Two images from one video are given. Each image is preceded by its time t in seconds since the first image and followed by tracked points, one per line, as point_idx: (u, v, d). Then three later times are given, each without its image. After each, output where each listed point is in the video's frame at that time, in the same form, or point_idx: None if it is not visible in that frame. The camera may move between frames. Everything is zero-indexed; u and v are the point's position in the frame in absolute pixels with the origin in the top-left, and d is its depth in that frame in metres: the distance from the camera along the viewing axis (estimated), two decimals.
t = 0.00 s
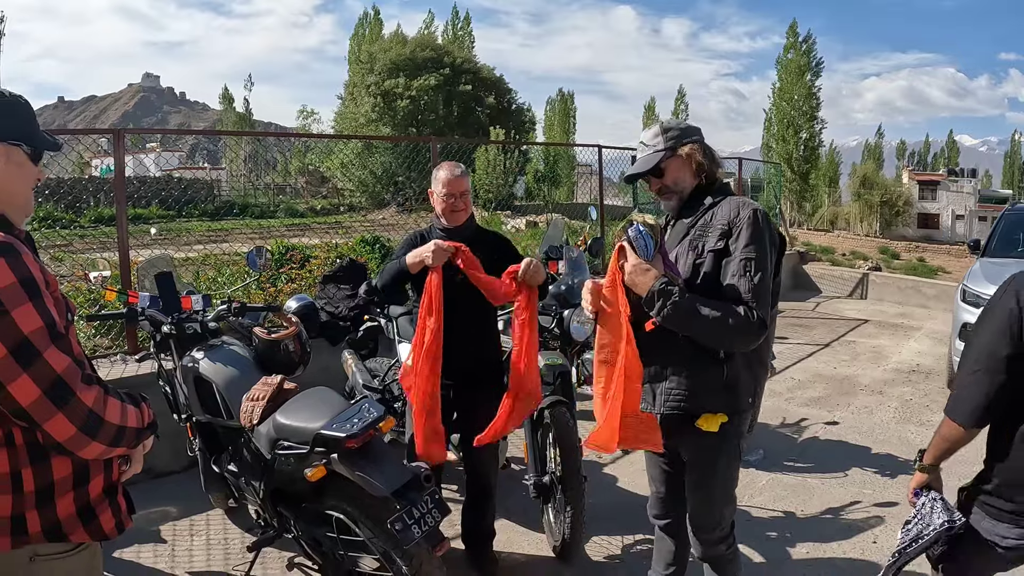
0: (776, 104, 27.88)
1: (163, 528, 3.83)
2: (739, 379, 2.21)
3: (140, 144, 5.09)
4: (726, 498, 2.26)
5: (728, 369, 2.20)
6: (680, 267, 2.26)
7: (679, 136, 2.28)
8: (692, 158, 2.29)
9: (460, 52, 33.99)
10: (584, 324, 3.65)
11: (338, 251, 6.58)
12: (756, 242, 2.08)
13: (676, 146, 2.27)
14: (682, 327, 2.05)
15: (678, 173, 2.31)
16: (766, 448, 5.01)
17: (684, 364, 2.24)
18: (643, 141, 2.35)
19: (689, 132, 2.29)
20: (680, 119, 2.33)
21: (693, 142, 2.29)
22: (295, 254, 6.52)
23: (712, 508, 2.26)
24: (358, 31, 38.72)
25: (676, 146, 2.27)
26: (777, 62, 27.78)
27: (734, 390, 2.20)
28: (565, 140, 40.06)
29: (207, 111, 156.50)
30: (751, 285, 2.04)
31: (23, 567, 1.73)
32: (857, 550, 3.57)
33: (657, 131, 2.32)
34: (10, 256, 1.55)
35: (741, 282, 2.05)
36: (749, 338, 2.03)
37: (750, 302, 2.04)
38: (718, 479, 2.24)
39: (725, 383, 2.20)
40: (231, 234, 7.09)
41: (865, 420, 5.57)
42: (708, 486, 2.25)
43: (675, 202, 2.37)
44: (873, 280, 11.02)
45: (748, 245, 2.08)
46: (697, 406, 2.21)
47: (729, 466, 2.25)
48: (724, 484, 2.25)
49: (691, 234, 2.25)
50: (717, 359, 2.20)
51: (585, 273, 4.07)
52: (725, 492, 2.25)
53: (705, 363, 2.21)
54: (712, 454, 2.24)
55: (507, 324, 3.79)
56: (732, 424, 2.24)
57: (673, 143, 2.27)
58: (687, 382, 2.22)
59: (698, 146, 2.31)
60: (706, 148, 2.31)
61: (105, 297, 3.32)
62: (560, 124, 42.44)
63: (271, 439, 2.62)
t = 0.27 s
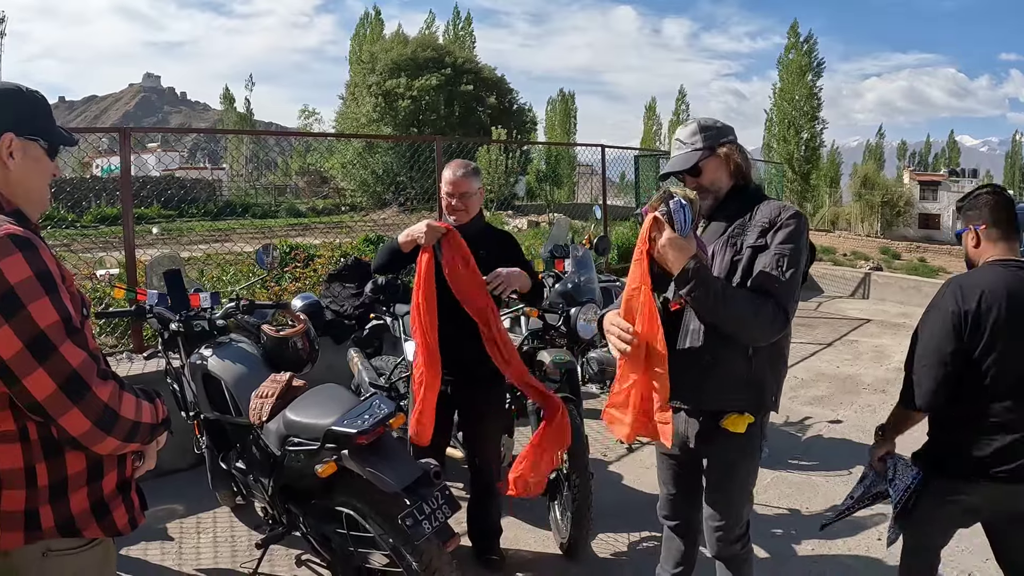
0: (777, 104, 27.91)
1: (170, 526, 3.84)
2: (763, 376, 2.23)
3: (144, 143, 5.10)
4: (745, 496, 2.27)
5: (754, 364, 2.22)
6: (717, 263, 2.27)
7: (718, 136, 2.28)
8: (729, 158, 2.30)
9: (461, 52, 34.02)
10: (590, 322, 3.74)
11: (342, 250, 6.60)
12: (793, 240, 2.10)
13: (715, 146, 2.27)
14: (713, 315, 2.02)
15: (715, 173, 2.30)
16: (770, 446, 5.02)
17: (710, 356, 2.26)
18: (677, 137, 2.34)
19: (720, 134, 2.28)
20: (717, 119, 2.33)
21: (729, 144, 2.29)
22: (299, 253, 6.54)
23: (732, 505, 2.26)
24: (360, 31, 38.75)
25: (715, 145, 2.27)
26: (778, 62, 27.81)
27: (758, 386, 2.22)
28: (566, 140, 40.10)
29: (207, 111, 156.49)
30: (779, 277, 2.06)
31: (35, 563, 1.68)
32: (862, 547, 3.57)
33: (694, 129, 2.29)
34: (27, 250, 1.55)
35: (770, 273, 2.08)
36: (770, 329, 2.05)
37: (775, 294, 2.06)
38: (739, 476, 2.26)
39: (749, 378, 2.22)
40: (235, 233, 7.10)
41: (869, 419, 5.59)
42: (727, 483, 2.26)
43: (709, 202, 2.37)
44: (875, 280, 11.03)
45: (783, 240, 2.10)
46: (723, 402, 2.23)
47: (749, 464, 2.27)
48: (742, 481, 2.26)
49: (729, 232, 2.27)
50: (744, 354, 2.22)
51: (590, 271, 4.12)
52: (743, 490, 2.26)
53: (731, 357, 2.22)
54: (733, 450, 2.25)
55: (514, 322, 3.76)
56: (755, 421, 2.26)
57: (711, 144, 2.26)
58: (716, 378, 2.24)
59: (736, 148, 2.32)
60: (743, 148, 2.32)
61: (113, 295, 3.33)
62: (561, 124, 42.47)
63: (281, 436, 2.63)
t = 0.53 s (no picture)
0: (780, 104, 27.90)
1: (174, 525, 3.85)
2: (787, 377, 2.23)
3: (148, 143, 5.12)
4: (764, 499, 2.27)
5: (782, 367, 2.22)
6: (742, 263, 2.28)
7: (749, 139, 2.27)
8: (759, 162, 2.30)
9: (463, 52, 34.03)
10: (594, 321, 3.74)
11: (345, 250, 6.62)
12: (822, 239, 2.13)
13: (745, 149, 2.26)
14: (749, 294, 2.01)
15: (743, 175, 2.29)
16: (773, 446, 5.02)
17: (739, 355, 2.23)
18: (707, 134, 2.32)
19: (749, 135, 2.27)
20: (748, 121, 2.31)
21: (758, 147, 2.29)
22: (302, 253, 6.56)
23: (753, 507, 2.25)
24: (362, 30, 38.81)
25: (745, 148, 2.26)
26: (781, 62, 27.80)
27: (783, 387, 2.23)
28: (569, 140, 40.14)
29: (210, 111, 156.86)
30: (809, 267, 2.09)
31: (42, 561, 1.70)
32: (865, 548, 3.58)
33: (728, 128, 2.28)
34: (34, 251, 1.56)
35: (796, 263, 2.10)
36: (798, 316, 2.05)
37: (805, 283, 2.08)
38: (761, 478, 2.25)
39: (776, 379, 2.22)
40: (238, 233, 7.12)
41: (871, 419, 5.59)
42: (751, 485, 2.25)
43: (733, 205, 2.35)
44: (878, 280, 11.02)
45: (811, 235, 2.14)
46: (752, 403, 2.21)
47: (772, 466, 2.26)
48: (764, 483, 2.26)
49: (754, 233, 2.29)
50: (772, 354, 2.21)
51: (595, 270, 4.12)
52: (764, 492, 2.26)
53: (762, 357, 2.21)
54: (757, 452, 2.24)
55: (517, 322, 3.83)
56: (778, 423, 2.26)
57: (742, 146, 2.25)
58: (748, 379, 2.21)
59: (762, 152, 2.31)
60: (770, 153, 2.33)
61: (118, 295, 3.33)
62: (564, 124, 42.56)
63: (286, 435, 2.63)
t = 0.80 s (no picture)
0: (783, 104, 27.88)
1: (174, 525, 3.86)
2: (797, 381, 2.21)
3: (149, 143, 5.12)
4: (766, 502, 2.26)
5: (793, 369, 2.19)
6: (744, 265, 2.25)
7: (753, 142, 2.22)
8: (762, 164, 2.27)
9: (466, 52, 34.03)
10: (593, 323, 3.70)
11: (346, 251, 6.63)
12: (826, 232, 2.11)
13: (749, 152, 2.22)
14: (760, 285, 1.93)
15: (745, 177, 2.27)
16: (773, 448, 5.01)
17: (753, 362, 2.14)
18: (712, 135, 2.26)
19: (753, 137, 2.22)
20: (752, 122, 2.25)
21: (762, 150, 2.26)
22: (304, 253, 6.57)
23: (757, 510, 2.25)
24: (366, 29, 38.85)
25: (749, 151, 2.22)
26: (784, 62, 27.78)
27: (795, 389, 2.20)
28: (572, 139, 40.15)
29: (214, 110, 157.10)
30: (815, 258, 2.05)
31: (35, 563, 1.70)
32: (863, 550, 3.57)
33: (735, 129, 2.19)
34: (26, 254, 1.56)
35: (800, 256, 2.06)
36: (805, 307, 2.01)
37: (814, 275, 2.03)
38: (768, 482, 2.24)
39: (789, 381, 2.18)
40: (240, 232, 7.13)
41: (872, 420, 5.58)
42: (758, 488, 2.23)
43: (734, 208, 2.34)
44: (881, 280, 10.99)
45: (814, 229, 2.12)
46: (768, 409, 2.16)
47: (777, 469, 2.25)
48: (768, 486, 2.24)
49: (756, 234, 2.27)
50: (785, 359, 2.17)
51: (594, 272, 4.13)
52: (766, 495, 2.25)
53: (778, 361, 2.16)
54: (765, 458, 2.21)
55: (516, 323, 3.86)
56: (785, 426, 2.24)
57: (746, 150, 2.21)
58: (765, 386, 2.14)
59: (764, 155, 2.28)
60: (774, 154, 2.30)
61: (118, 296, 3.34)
62: (567, 123, 42.55)
63: (283, 436, 2.64)
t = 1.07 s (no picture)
0: (787, 104, 27.86)
1: (175, 523, 3.87)
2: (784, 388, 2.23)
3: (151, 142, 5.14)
4: (755, 507, 2.26)
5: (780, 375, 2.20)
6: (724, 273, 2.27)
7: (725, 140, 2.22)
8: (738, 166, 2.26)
9: (471, 51, 34.05)
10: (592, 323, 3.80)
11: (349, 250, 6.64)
12: (806, 238, 2.14)
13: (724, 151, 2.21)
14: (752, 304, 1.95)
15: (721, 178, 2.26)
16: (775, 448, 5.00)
17: (737, 369, 2.14)
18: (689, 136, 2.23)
19: (728, 135, 2.23)
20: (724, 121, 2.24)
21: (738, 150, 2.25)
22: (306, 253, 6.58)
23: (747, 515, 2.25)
24: (370, 29, 38.90)
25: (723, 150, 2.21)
26: (789, 62, 27.76)
27: (783, 395, 2.21)
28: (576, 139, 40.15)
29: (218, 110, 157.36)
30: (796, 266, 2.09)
31: (32, 561, 1.70)
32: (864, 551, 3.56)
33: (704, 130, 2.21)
34: (23, 252, 1.57)
35: (784, 266, 2.09)
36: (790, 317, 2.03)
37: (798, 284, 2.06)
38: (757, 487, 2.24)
39: (776, 387, 2.19)
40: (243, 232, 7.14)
41: (874, 421, 5.57)
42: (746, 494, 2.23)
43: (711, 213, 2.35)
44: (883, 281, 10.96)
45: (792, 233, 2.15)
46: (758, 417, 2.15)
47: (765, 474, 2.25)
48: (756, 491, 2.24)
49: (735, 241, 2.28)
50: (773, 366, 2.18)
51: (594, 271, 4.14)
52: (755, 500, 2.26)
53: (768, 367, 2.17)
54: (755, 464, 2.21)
55: (517, 323, 3.83)
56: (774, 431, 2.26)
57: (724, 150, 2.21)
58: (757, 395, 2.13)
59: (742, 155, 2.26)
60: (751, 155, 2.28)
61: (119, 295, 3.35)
62: (571, 123, 42.55)
63: (283, 435, 2.64)
